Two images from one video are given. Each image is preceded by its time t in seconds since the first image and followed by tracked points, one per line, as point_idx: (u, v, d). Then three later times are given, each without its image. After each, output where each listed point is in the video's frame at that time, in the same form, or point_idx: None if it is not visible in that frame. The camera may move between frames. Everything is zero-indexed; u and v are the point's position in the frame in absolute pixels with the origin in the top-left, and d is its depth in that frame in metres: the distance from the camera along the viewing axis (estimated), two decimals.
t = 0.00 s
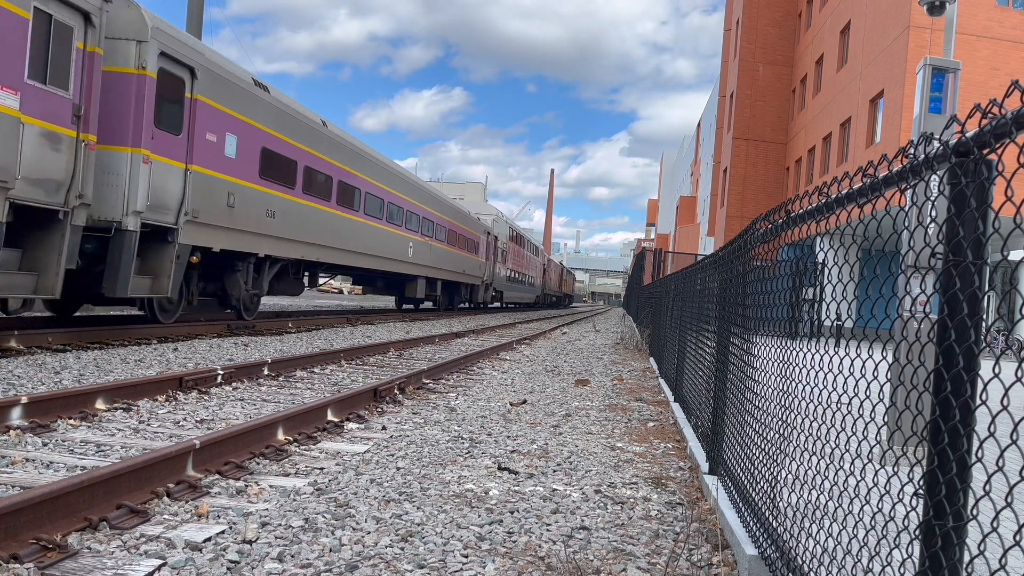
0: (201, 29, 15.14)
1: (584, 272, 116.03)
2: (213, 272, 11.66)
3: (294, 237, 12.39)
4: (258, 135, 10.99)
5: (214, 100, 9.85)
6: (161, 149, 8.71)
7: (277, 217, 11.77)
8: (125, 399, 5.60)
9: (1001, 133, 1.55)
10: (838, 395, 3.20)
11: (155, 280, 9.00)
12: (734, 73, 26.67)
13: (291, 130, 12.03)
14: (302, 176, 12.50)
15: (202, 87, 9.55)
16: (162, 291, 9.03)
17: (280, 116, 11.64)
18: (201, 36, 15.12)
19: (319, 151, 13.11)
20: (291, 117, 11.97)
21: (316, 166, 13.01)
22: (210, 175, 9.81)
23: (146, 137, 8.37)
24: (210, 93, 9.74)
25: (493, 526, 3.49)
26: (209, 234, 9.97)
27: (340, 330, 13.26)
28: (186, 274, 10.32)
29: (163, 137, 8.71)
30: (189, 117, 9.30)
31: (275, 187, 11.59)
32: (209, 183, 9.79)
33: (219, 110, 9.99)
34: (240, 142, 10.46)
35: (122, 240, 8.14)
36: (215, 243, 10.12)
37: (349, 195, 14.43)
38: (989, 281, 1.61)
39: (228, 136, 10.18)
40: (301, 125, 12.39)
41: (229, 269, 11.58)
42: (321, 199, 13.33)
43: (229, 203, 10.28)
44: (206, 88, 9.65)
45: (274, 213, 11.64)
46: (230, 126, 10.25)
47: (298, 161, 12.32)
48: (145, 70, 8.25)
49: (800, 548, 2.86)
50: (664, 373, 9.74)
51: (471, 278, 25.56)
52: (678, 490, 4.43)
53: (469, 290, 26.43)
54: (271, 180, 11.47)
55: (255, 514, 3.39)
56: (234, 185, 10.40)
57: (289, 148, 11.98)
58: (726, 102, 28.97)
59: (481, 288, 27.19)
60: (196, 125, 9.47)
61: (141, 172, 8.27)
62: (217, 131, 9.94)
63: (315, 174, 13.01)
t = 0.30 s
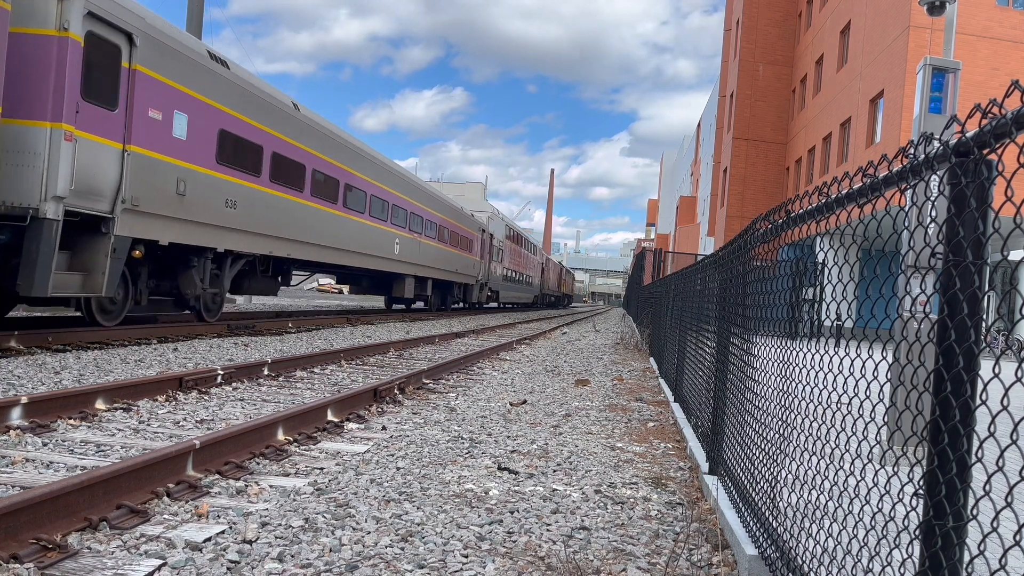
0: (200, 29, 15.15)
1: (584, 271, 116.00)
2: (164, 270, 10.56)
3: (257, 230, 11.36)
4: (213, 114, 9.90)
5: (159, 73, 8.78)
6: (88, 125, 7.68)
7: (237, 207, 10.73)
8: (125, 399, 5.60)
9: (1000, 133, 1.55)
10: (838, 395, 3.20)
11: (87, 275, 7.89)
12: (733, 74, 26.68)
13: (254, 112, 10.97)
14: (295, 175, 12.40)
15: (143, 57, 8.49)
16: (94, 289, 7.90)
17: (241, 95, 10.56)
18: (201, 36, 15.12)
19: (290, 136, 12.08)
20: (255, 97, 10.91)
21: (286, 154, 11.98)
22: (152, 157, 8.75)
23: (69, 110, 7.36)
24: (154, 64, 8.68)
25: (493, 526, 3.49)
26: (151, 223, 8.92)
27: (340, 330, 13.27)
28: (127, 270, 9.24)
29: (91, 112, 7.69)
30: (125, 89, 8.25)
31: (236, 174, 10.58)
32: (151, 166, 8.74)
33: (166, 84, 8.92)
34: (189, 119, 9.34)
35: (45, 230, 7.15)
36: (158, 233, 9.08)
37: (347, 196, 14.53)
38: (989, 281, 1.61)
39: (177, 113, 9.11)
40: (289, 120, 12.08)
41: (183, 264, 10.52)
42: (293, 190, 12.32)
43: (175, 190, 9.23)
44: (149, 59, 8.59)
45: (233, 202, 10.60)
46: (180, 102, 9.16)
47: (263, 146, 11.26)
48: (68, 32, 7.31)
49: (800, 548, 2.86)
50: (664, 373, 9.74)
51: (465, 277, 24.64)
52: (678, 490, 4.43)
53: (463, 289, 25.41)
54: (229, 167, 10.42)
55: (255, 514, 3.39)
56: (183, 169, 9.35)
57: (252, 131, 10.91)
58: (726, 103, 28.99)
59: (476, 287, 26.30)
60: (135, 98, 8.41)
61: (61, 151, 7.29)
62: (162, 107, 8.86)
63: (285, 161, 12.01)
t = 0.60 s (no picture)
0: (201, 28, 15.14)
1: (584, 272, 115.93)
2: (104, 267, 9.50)
3: (219, 222, 10.39)
4: (158, 88, 8.87)
5: (93, 39, 7.75)
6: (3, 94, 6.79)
7: (191, 194, 9.73)
8: (125, 399, 5.60)
9: (1000, 133, 1.55)
10: (838, 395, 3.19)
11: None
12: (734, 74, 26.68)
13: (211, 89, 9.95)
14: (289, 171, 12.24)
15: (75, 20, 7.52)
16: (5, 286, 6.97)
17: (195, 70, 9.52)
18: (201, 35, 15.11)
19: (256, 119, 11.12)
20: (212, 73, 9.89)
21: (254, 139, 11.05)
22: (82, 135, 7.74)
23: None
24: (83, 27, 7.63)
25: (493, 526, 3.49)
26: (82, 210, 7.93)
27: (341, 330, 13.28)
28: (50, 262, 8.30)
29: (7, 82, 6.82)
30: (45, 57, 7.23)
31: (190, 158, 9.59)
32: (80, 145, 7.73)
33: (101, 52, 7.89)
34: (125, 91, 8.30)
35: None
36: (92, 222, 8.10)
37: (349, 196, 14.67)
38: (989, 281, 1.61)
39: (112, 85, 8.07)
40: (286, 117, 12.10)
41: (124, 259, 9.43)
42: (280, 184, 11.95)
43: (110, 173, 8.21)
44: (75, 22, 7.55)
45: (186, 190, 9.59)
46: (115, 73, 8.12)
47: (222, 128, 10.26)
48: None
49: (800, 548, 2.86)
50: (664, 373, 9.74)
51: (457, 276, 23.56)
52: (678, 490, 4.43)
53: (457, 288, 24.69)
54: (182, 150, 9.44)
55: (255, 514, 3.39)
56: (119, 150, 8.32)
57: (208, 111, 9.91)
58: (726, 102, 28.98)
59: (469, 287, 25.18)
60: (65, 68, 7.45)
61: None
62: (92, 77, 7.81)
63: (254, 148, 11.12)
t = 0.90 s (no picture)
0: (200, 28, 15.13)
1: (584, 272, 115.86)
2: (17, 263, 8.11)
3: (217, 222, 10.16)
4: (151, 84, 8.64)
5: (87, 35, 7.54)
6: None
7: (191, 194, 9.54)
8: (125, 399, 5.60)
9: (1000, 133, 1.55)
10: (838, 395, 3.19)
11: None
12: (734, 73, 26.68)
13: (206, 86, 9.71)
14: (293, 172, 12.24)
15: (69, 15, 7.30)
16: None
17: (190, 66, 9.28)
18: (201, 35, 15.11)
19: (253, 116, 10.89)
20: (208, 70, 9.65)
21: (251, 137, 10.84)
22: (72, 132, 7.48)
23: None
24: (74, 21, 7.36)
25: (493, 526, 3.49)
26: (73, 210, 7.66)
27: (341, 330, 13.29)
28: None
29: None
30: (37, 51, 6.96)
31: (186, 157, 9.37)
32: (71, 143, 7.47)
33: (94, 48, 7.66)
34: (118, 87, 8.04)
35: None
36: (85, 223, 7.83)
37: (350, 196, 14.66)
38: (989, 281, 1.61)
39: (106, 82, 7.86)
40: (287, 117, 11.99)
41: (35, 254, 7.98)
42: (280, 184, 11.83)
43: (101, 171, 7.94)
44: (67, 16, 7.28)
45: (182, 190, 9.33)
46: (107, 68, 7.86)
47: (222, 127, 10.10)
48: None
49: (800, 548, 2.86)
50: (664, 373, 9.74)
51: (449, 275, 22.62)
52: (678, 489, 4.43)
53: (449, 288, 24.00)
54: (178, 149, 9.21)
55: (255, 514, 3.39)
56: (111, 148, 8.07)
57: (206, 108, 9.71)
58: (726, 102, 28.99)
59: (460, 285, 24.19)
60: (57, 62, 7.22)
61: None
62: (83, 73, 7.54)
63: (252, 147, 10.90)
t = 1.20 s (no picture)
0: (200, 28, 15.13)
1: (584, 272, 115.86)
2: None
3: (216, 221, 10.14)
4: (150, 84, 8.68)
5: (85, 34, 7.60)
6: None
7: (191, 194, 9.58)
8: (126, 399, 5.60)
9: (1001, 133, 1.55)
10: (838, 395, 3.19)
11: None
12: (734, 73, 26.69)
13: (205, 86, 9.75)
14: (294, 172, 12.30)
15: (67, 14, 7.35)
16: None
17: (189, 65, 9.32)
18: (201, 35, 15.10)
19: (252, 116, 10.91)
20: (206, 69, 9.68)
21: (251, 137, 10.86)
22: (71, 131, 7.51)
23: None
24: (71, 20, 7.40)
25: (493, 526, 3.49)
26: (71, 208, 7.66)
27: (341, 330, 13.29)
28: None
29: None
30: (34, 48, 6.98)
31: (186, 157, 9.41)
32: (68, 141, 7.48)
33: (93, 47, 7.71)
34: (117, 86, 8.07)
35: None
36: (85, 222, 7.87)
37: (350, 196, 14.70)
38: (989, 282, 1.61)
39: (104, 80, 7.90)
40: (287, 117, 12.05)
41: None
42: (279, 183, 11.84)
43: (100, 170, 7.95)
44: (64, 14, 7.32)
45: (180, 188, 9.33)
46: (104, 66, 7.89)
47: (221, 127, 10.13)
48: None
49: (800, 548, 2.86)
50: (664, 373, 9.75)
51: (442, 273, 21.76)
52: (678, 490, 4.43)
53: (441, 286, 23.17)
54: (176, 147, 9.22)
55: (255, 514, 3.39)
56: (111, 147, 8.11)
57: (205, 108, 9.74)
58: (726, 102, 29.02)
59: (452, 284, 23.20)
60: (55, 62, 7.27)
61: None
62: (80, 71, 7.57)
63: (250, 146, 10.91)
